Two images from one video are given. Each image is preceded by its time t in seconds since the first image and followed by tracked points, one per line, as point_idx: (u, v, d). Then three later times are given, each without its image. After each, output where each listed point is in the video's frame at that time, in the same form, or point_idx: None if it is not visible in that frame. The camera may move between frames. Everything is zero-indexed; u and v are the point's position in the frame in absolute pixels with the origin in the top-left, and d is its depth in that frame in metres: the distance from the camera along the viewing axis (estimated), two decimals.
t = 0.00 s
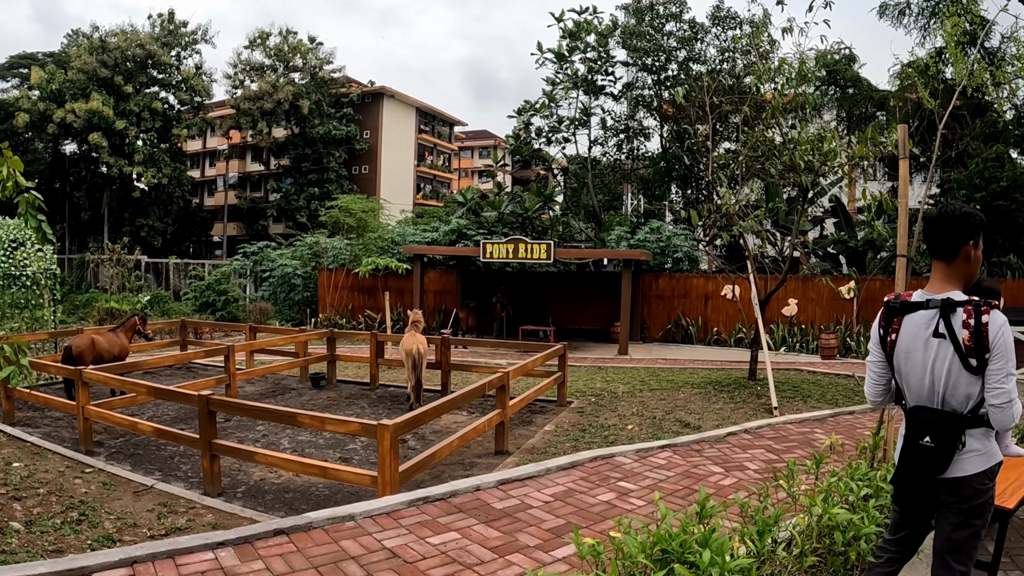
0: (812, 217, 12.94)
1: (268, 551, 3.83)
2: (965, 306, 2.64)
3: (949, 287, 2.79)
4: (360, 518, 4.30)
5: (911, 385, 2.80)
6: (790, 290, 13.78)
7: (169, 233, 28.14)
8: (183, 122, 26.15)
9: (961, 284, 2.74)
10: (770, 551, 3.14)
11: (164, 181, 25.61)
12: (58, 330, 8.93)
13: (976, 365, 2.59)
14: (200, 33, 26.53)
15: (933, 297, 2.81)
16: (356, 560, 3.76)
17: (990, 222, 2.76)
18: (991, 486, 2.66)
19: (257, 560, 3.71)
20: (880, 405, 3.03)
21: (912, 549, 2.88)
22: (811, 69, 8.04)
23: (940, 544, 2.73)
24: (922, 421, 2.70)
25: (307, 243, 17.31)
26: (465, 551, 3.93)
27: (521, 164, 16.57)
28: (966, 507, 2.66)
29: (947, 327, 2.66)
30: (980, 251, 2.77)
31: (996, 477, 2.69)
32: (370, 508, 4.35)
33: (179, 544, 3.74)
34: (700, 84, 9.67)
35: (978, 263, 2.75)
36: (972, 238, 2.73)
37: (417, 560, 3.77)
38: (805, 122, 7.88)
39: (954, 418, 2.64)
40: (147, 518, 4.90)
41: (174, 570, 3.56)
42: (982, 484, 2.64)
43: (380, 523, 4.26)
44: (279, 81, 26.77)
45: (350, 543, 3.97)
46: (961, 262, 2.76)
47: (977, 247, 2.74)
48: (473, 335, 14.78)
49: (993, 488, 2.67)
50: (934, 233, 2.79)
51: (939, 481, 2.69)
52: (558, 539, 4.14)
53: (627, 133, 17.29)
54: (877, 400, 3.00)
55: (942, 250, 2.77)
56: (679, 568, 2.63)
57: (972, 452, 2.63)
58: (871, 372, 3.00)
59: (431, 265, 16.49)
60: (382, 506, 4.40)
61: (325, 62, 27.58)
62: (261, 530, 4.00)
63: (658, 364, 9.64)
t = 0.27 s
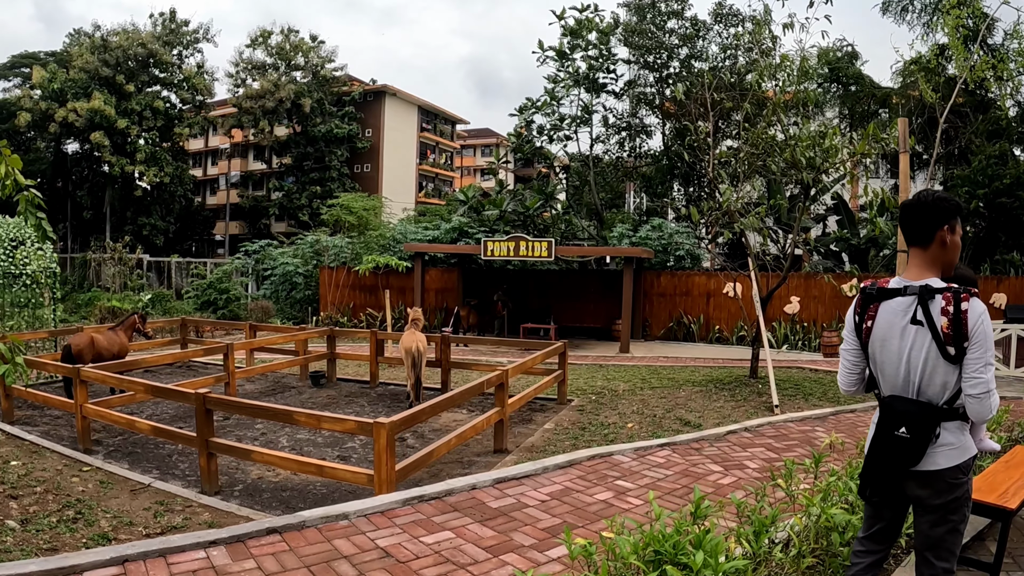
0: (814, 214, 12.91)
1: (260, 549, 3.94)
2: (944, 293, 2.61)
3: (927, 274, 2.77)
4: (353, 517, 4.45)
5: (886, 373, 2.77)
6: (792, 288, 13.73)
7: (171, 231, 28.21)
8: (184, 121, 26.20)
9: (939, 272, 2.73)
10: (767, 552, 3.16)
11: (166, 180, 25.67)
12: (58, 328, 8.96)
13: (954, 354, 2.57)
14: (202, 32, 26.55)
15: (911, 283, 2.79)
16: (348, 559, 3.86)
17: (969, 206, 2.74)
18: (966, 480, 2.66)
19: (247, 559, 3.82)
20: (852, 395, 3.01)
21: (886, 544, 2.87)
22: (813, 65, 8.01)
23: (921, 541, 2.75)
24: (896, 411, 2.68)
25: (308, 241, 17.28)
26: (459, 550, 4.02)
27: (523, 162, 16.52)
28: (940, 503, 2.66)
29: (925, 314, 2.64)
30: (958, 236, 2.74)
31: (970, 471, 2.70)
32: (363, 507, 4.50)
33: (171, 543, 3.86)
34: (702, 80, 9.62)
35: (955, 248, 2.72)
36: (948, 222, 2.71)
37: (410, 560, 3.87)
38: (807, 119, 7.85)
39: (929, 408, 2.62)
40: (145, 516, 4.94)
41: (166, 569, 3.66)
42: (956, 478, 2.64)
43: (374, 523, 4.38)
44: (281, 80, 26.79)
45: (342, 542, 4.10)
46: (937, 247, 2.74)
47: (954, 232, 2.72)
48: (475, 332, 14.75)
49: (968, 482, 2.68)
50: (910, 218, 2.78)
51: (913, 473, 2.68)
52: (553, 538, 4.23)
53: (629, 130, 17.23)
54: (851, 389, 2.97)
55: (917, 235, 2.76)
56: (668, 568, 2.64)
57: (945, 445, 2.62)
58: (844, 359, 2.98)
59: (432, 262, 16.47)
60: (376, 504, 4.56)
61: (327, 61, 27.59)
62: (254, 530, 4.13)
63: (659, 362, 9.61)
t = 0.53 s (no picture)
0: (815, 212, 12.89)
1: (256, 549, 3.93)
2: (919, 289, 2.60)
3: (905, 268, 2.77)
4: (351, 516, 4.45)
5: (863, 367, 2.78)
6: (794, 286, 13.70)
7: (173, 230, 28.25)
8: (186, 120, 26.21)
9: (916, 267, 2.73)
10: (769, 552, 3.17)
11: (168, 179, 25.67)
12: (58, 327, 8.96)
13: (929, 350, 2.56)
14: (203, 31, 26.56)
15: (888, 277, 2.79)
16: (345, 559, 3.85)
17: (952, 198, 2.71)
18: (944, 480, 2.64)
19: (244, 559, 3.80)
20: (833, 390, 3.02)
21: (868, 544, 2.88)
22: (816, 63, 7.97)
23: (904, 545, 2.73)
24: (869, 408, 2.69)
25: (310, 239, 17.33)
26: (457, 550, 4.02)
27: (525, 160, 16.51)
28: (915, 505, 2.66)
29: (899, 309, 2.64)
30: (938, 231, 2.72)
31: (950, 470, 2.68)
32: (361, 507, 4.51)
33: (167, 543, 3.86)
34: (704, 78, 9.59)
35: (932, 243, 2.71)
36: (924, 217, 2.70)
37: (407, 560, 3.86)
38: (810, 116, 7.81)
39: (904, 404, 2.62)
40: (143, 515, 4.93)
41: (161, 569, 3.66)
42: (934, 478, 2.63)
43: (372, 523, 4.37)
44: (282, 78, 26.79)
45: (340, 542, 4.08)
46: (914, 242, 2.74)
47: (932, 226, 2.71)
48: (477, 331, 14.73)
49: (947, 482, 2.66)
50: (888, 211, 2.79)
51: (888, 472, 2.68)
52: (553, 539, 4.22)
53: (631, 129, 17.19)
54: (831, 383, 2.98)
55: (894, 230, 2.76)
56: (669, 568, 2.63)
57: (920, 444, 2.62)
58: (824, 354, 2.99)
59: (434, 261, 16.47)
60: (375, 504, 4.57)
61: (329, 59, 27.58)
62: (251, 529, 4.11)
63: (662, 361, 9.58)
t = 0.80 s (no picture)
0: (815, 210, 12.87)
1: (251, 550, 3.93)
2: (902, 281, 2.60)
3: (890, 260, 2.76)
4: (347, 517, 4.45)
5: (850, 362, 2.77)
6: (796, 284, 13.68)
7: (173, 230, 28.27)
8: (186, 119, 26.22)
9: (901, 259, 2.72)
10: (771, 554, 3.18)
11: (167, 178, 25.66)
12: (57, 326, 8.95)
13: (911, 344, 2.55)
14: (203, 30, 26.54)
15: (873, 271, 2.78)
16: (340, 560, 3.84)
17: (939, 188, 2.69)
18: (936, 480, 2.61)
19: (238, 560, 3.80)
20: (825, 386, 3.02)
21: (865, 546, 2.87)
22: (816, 60, 7.94)
23: (900, 545, 2.73)
24: (855, 405, 2.67)
25: (309, 238, 17.32)
26: (454, 551, 4.01)
27: (525, 158, 16.49)
28: (909, 506, 2.64)
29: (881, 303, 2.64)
30: (924, 222, 2.70)
31: (944, 469, 2.65)
32: (358, 506, 4.51)
33: (161, 543, 3.85)
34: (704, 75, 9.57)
35: (917, 234, 2.70)
36: (908, 208, 2.69)
37: (403, 561, 3.84)
38: (811, 114, 7.78)
39: (889, 400, 2.61)
40: (139, 515, 4.92)
41: (154, 569, 3.66)
42: (926, 478, 2.60)
43: (368, 523, 4.37)
44: (282, 77, 26.77)
45: (335, 542, 4.08)
46: (898, 233, 2.74)
47: (917, 216, 2.70)
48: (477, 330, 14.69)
49: (941, 481, 2.63)
50: (874, 203, 2.79)
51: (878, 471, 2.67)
52: (551, 539, 4.22)
53: (632, 127, 17.15)
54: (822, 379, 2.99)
55: (878, 222, 2.76)
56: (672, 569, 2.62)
57: (910, 443, 2.59)
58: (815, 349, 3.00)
59: (434, 259, 16.46)
60: (371, 503, 4.58)
61: (328, 58, 27.55)
62: (245, 529, 4.11)
63: (662, 359, 9.56)
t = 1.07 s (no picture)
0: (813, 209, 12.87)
1: (242, 555, 3.94)
2: (901, 278, 2.58)
3: (889, 257, 2.75)
4: (339, 520, 4.47)
5: (852, 364, 2.75)
6: (794, 283, 13.67)
7: (169, 229, 28.26)
8: (183, 117, 26.20)
9: (900, 256, 2.71)
10: (774, 561, 3.18)
11: (164, 177, 25.62)
12: (51, 325, 8.94)
13: (912, 342, 2.53)
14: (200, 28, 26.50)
15: (872, 269, 2.78)
16: (333, 565, 3.86)
17: (934, 182, 2.69)
18: (939, 486, 2.59)
19: (229, 565, 3.81)
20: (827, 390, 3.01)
21: (867, 553, 2.86)
22: (814, 58, 7.92)
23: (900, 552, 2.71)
24: (856, 406, 2.67)
25: (306, 237, 17.30)
26: (449, 556, 4.02)
27: (522, 157, 16.46)
28: (911, 513, 2.63)
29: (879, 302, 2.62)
30: (921, 217, 2.69)
31: (948, 475, 2.63)
32: (350, 510, 4.54)
33: (150, 548, 3.87)
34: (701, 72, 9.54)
35: (914, 230, 2.69)
36: (903, 204, 2.69)
37: (397, 566, 3.86)
38: (810, 112, 7.74)
39: (892, 402, 2.59)
40: (131, 517, 4.92)
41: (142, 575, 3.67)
42: (928, 483, 2.59)
43: (362, 526, 4.40)
44: (279, 75, 26.75)
45: (328, 547, 4.08)
46: (894, 229, 2.73)
47: (913, 211, 2.69)
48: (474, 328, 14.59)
49: (944, 487, 2.62)
50: (870, 201, 2.79)
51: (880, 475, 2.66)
52: (549, 543, 4.23)
53: (629, 125, 17.13)
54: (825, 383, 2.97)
55: (874, 218, 2.76)
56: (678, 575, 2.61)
57: (912, 447, 2.58)
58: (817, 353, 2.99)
59: (431, 258, 16.44)
60: (365, 508, 4.55)
61: (326, 56, 27.51)
62: (237, 534, 4.13)
63: (660, 359, 9.54)
